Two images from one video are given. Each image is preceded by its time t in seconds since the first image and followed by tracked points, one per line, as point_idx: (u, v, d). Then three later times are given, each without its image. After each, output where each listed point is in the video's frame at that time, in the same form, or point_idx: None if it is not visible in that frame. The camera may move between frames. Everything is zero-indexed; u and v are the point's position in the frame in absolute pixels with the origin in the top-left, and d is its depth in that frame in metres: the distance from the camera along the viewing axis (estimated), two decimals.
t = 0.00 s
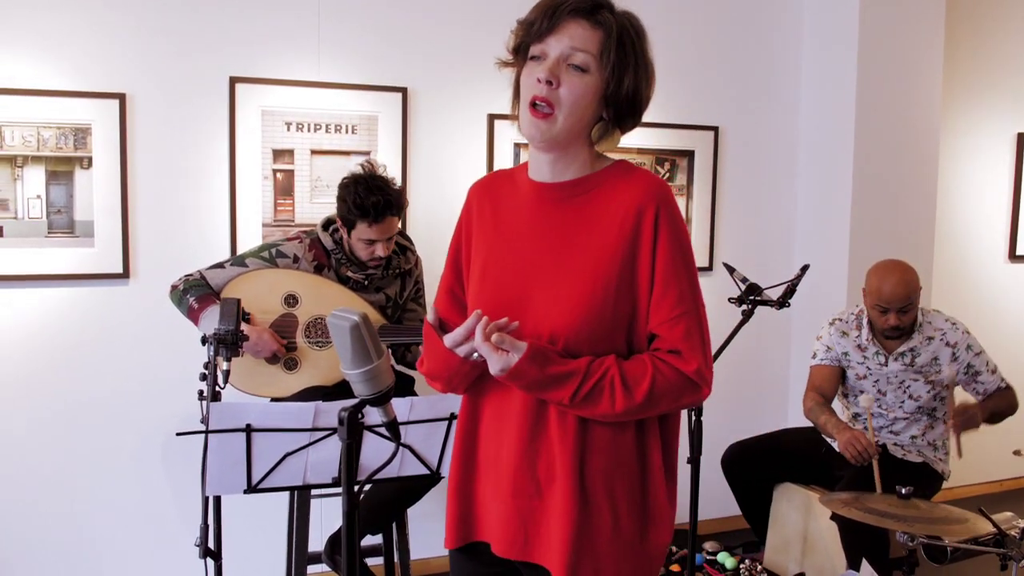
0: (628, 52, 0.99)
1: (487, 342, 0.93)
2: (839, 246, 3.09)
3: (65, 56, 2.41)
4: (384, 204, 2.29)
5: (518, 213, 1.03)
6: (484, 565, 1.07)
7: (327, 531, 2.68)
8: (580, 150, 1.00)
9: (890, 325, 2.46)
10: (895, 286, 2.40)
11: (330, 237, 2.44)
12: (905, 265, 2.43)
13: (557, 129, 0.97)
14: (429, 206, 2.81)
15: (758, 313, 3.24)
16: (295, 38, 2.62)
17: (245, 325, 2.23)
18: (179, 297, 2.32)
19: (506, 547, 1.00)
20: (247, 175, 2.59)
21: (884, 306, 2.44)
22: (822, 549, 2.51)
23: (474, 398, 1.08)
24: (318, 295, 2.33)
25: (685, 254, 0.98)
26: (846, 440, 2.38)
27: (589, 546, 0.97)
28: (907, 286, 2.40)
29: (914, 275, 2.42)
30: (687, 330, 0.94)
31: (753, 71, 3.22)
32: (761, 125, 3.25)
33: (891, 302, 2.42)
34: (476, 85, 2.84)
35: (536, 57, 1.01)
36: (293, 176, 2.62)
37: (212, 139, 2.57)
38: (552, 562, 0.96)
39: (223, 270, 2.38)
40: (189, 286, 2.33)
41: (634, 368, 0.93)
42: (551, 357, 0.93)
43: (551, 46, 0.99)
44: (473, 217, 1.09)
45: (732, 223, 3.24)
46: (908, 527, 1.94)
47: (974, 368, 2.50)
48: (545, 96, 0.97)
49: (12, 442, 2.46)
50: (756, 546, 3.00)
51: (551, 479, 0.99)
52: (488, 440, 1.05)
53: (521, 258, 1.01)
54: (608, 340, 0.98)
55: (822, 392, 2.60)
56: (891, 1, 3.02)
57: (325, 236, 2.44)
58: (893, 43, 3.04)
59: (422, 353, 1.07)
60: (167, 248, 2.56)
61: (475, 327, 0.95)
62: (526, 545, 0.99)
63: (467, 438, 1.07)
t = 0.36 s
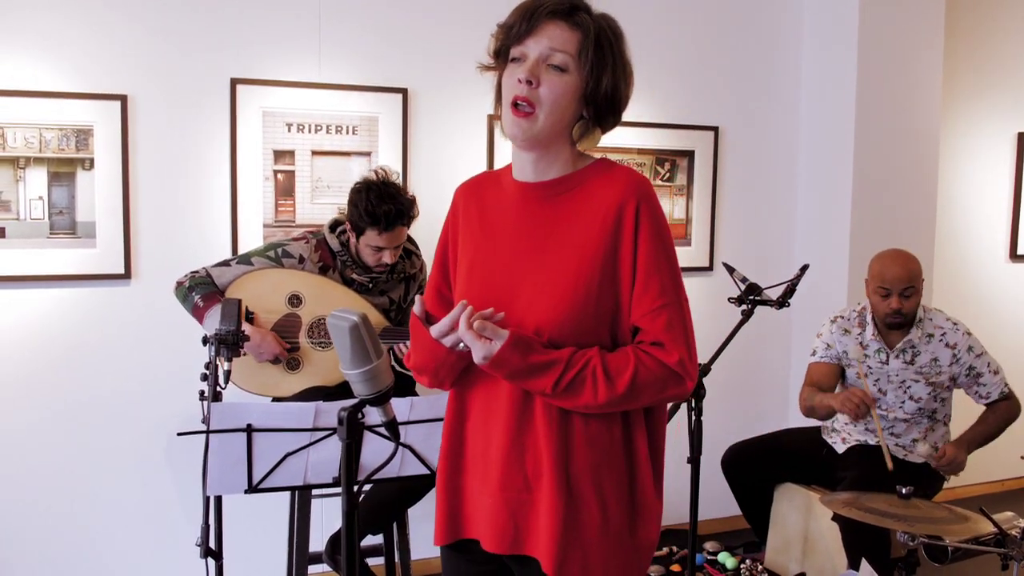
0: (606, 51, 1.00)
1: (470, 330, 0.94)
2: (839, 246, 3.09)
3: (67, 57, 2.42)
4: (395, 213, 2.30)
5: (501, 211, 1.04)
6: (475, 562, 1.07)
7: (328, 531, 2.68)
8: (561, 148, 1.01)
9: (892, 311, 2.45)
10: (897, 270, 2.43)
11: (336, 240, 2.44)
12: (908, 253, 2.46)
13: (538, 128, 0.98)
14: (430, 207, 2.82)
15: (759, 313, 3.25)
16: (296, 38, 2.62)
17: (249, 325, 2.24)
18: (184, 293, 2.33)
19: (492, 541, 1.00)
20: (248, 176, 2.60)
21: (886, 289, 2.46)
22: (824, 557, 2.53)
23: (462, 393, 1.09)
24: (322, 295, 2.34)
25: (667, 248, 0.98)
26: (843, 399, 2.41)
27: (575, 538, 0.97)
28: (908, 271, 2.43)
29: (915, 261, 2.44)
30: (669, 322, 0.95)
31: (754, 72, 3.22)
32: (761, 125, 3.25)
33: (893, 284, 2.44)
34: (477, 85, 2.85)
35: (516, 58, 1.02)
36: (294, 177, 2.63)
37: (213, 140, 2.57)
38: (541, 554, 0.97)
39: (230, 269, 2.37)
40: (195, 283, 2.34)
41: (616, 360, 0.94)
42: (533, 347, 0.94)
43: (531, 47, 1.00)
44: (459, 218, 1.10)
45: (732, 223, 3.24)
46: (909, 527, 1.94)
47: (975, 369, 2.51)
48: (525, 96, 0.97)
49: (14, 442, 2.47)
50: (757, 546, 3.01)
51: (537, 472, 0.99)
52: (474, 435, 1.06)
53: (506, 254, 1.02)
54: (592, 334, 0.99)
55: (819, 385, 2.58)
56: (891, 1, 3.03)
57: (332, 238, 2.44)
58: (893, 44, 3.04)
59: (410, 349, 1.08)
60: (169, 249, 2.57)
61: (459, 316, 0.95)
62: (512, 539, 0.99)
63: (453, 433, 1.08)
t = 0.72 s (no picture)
0: (590, 53, 1.01)
1: (462, 329, 0.94)
2: (841, 248, 3.10)
3: (71, 60, 2.43)
4: (393, 228, 2.28)
5: (494, 212, 1.05)
6: (475, 562, 1.07)
7: (330, 533, 2.68)
8: (550, 149, 1.02)
9: (887, 335, 2.44)
10: (891, 295, 2.39)
11: (340, 243, 2.45)
12: (903, 274, 2.42)
13: (526, 127, 0.98)
14: (432, 209, 2.83)
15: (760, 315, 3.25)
16: (299, 42, 2.63)
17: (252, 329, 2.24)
18: (187, 295, 2.33)
19: (490, 539, 1.01)
20: (251, 178, 2.61)
21: (879, 315, 2.43)
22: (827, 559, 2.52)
23: (458, 393, 1.09)
24: (325, 297, 2.35)
25: (657, 243, 0.99)
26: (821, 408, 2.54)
27: (572, 533, 0.97)
28: (903, 295, 2.39)
29: (910, 284, 2.40)
30: (659, 316, 0.95)
31: (755, 75, 3.23)
32: (764, 128, 3.26)
33: (886, 310, 2.40)
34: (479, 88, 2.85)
35: (503, 62, 1.03)
36: (297, 179, 2.64)
37: (216, 143, 2.58)
38: (540, 549, 0.97)
39: (234, 271, 2.38)
40: (197, 284, 2.34)
41: (608, 355, 0.94)
42: (525, 342, 0.94)
43: (517, 49, 1.01)
44: (453, 222, 1.11)
45: (734, 226, 3.24)
46: (911, 530, 1.95)
47: (972, 380, 2.46)
48: (512, 96, 0.98)
49: (18, 444, 2.48)
50: (760, 549, 3.00)
51: (534, 468, 1.00)
52: (471, 434, 1.07)
53: (499, 254, 1.03)
54: (584, 331, 0.99)
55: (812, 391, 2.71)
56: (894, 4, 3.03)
57: (335, 241, 2.45)
58: (895, 47, 3.05)
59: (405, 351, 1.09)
60: (172, 251, 2.58)
61: (452, 316, 0.95)
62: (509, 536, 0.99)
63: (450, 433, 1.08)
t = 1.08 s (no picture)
0: (572, 54, 1.01)
1: (447, 326, 0.94)
2: (843, 251, 3.10)
3: (74, 63, 2.44)
4: (385, 242, 2.28)
5: (483, 215, 1.07)
6: (476, 560, 1.07)
7: (333, 535, 2.69)
8: (535, 148, 1.02)
9: (880, 345, 2.45)
10: (884, 307, 2.39)
11: (340, 246, 2.46)
12: (896, 286, 2.42)
13: (510, 128, 0.99)
14: (435, 212, 2.83)
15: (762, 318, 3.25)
16: (302, 45, 2.64)
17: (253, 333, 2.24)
18: (189, 299, 2.34)
19: (487, 535, 1.02)
20: (254, 181, 2.61)
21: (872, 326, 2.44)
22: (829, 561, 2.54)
23: (453, 393, 1.10)
24: (326, 298, 2.36)
25: (642, 240, 0.98)
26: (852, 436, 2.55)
27: (567, 529, 0.98)
28: (896, 308, 2.39)
29: (903, 295, 2.40)
30: (643, 312, 0.95)
31: (758, 77, 3.23)
32: (766, 131, 3.26)
33: (879, 323, 2.41)
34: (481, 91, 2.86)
35: (487, 67, 1.04)
36: (300, 182, 2.65)
37: (219, 145, 2.59)
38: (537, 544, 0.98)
39: (234, 275, 2.41)
40: (199, 289, 2.35)
41: (592, 351, 0.94)
42: (509, 338, 0.95)
43: (499, 53, 1.02)
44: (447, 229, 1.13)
45: (737, 228, 3.24)
46: (912, 531, 1.96)
47: (962, 390, 2.47)
48: (495, 98, 0.99)
49: (20, 446, 2.48)
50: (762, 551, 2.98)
51: (529, 464, 1.00)
52: (465, 432, 1.08)
53: (489, 256, 1.04)
54: (572, 329, 0.99)
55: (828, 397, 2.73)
56: (896, 8, 3.03)
57: (336, 244, 2.46)
58: (897, 50, 3.05)
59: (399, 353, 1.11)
60: (174, 253, 2.58)
61: (435, 314, 0.96)
62: (502, 531, 1.00)
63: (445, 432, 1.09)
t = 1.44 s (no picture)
0: (565, 59, 1.02)
1: (439, 315, 0.95)
2: (844, 251, 3.10)
3: (75, 62, 2.44)
4: (379, 241, 2.27)
5: (476, 216, 1.08)
6: (479, 560, 1.07)
7: (334, 534, 2.69)
8: (526, 150, 1.02)
9: (883, 344, 2.44)
10: (889, 305, 2.39)
11: (338, 246, 2.45)
12: (903, 286, 2.41)
13: (500, 127, 0.99)
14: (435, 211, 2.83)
15: (763, 317, 3.25)
16: (304, 44, 2.64)
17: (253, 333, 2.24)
18: (188, 301, 2.34)
19: (488, 533, 1.02)
20: (256, 180, 2.61)
21: (875, 324, 2.43)
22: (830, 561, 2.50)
23: (451, 394, 1.11)
24: (324, 297, 2.36)
25: (634, 242, 0.99)
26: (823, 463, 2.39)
27: (568, 526, 0.98)
28: (900, 307, 2.39)
29: (908, 295, 2.40)
30: (631, 314, 0.95)
31: (758, 77, 3.23)
32: (767, 131, 3.26)
33: (884, 321, 2.40)
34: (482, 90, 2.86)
35: (479, 68, 1.04)
36: (301, 181, 2.65)
37: (220, 145, 2.59)
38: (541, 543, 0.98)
39: (232, 275, 2.41)
40: (198, 290, 2.35)
41: (583, 349, 0.94)
42: (501, 330, 0.95)
43: (492, 53, 1.02)
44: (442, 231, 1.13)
45: (737, 228, 3.24)
46: (912, 531, 1.96)
47: (963, 386, 2.47)
48: (486, 98, 0.99)
49: (20, 445, 2.48)
50: (763, 550, 2.98)
51: (527, 462, 1.01)
52: (463, 431, 1.08)
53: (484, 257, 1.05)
54: (562, 330, 0.99)
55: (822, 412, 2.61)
56: (897, 7, 3.03)
57: (333, 244, 2.46)
58: (898, 50, 3.05)
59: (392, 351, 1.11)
60: (175, 252, 2.58)
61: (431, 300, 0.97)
62: (502, 528, 1.00)
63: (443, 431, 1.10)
